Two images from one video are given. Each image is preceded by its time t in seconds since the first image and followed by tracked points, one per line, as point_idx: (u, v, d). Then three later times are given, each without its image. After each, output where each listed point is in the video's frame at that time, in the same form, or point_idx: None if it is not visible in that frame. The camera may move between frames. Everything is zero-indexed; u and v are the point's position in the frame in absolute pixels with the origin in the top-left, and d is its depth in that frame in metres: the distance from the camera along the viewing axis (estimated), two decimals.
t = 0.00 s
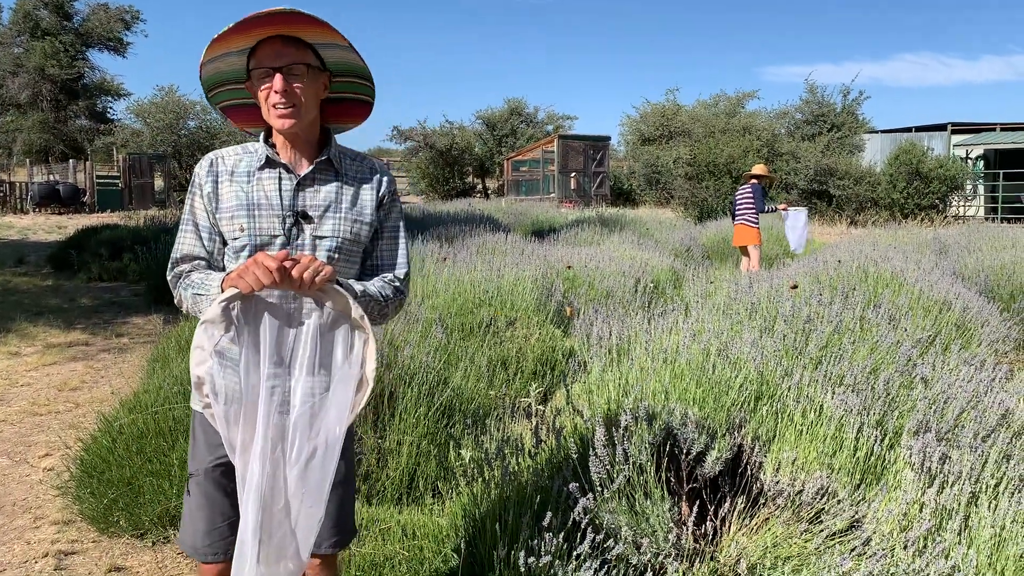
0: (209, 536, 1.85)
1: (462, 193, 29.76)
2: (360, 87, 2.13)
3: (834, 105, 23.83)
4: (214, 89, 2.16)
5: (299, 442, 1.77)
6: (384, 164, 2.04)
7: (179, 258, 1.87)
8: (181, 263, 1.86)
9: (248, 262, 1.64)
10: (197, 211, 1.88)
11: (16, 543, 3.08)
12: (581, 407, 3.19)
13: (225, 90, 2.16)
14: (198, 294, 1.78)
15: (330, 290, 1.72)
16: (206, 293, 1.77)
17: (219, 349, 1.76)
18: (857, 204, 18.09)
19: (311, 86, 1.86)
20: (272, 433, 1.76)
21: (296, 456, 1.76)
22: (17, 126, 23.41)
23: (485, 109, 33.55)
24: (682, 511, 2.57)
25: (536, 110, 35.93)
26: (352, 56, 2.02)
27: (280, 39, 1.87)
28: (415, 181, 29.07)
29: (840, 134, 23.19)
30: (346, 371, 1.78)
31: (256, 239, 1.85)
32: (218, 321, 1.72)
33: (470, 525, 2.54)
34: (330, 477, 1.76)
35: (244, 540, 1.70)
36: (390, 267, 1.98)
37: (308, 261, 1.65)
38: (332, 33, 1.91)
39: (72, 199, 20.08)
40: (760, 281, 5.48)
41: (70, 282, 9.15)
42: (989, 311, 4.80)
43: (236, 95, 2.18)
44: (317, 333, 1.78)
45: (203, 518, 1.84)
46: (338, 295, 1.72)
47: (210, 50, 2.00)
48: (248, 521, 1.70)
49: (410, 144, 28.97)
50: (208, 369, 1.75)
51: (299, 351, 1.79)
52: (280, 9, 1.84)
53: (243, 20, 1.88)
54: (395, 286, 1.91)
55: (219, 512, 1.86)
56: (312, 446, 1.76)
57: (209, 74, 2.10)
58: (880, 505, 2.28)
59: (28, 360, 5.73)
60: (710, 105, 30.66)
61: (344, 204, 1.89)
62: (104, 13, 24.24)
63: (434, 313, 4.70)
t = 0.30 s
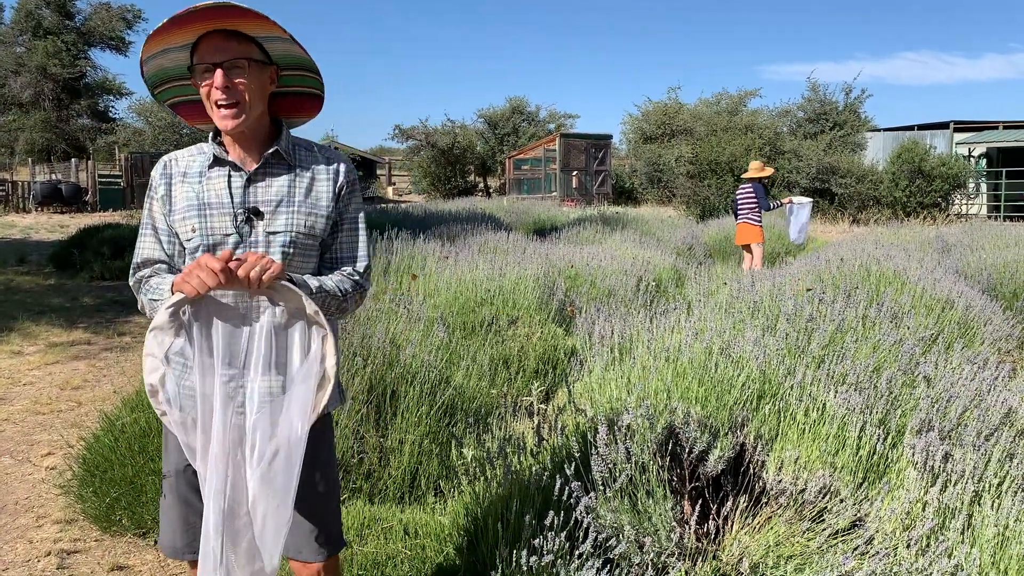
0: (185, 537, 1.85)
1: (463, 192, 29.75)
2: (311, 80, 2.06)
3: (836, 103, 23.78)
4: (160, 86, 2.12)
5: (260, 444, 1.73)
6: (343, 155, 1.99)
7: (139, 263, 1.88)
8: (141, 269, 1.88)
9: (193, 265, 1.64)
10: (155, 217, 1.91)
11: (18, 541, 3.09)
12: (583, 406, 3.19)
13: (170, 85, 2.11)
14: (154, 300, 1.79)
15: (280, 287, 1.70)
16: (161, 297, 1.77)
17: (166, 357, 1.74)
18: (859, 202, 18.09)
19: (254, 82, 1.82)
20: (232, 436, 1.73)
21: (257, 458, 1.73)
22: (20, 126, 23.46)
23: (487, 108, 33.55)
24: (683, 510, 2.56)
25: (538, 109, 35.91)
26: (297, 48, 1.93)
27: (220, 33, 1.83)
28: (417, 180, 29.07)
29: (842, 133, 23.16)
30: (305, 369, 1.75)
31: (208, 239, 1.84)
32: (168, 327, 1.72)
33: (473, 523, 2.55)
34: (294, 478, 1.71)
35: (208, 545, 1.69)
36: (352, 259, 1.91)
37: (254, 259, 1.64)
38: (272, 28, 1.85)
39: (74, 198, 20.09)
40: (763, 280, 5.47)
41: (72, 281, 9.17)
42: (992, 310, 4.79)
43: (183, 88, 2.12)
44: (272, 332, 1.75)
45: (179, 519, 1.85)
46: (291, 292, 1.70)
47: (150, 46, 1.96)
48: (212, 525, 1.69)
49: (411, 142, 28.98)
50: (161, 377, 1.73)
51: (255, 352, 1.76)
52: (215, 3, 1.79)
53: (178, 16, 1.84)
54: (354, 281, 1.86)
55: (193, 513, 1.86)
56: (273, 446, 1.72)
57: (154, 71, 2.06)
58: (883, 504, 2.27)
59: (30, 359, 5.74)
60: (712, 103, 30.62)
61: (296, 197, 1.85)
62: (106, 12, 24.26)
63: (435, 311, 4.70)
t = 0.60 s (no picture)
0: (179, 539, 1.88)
1: (469, 195, 29.79)
2: (285, 85, 2.08)
3: (843, 106, 23.71)
4: (129, 97, 2.11)
5: (245, 451, 1.72)
6: (323, 152, 1.96)
7: (125, 277, 1.91)
8: (127, 282, 1.91)
9: (171, 272, 1.63)
10: (138, 231, 1.93)
11: (27, 543, 3.11)
12: (590, 410, 3.20)
13: (135, 97, 2.10)
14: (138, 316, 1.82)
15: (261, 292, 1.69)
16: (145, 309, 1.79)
17: (147, 365, 1.73)
18: (866, 206, 17.93)
19: (227, 92, 1.81)
20: (217, 443, 1.73)
21: (243, 464, 1.72)
22: (29, 128, 23.61)
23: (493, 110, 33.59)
24: (691, 513, 2.57)
25: (544, 112, 35.93)
26: (270, 56, 1.95)
27: (191, 43, 1.82)
28: (423, 182, 29.14)
29: (849, 136, 23.09)
30: (290, 374, 1.74)
31: (189, 253, 1.86)
32: (149, 335, 1.70)
33: (481, 526, 2.57)
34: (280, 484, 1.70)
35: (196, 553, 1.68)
36: (336, 261, 1.92)
37: (233, 264, 1.63)
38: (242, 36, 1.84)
39: (82, 200, 20.20)
40: (769, 283, 5.46)
41: (80, 283, 9.22)
42: (1000, 314, 4.77)
43: (150, 99, 2.12)
44: (256, 337, 1.75)
45: (173, 521, 1.88)
46: (272, 296, 1.69)
47: (119, 59, 1.94)
48: (197, 531, 1.69)
49: (418, 145, 29.05)
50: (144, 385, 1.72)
51: (239, 358, 1.75)
52: (185, 15, 1.78)
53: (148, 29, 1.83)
54: (339, 282, 1.87)
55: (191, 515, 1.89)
56: (259, 451, 1.71)
57: (122, 82, 2.05)
58: (891, 509, 2.27)
59: (38, 361, 5.78)
60: (718, 106, 30.58)
61: (275, 206, 1.85)
62: (115, 15, 24.42)
63: (442, 314, 4.72)
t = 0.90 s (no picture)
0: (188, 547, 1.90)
1: (477, 201, 29.87)
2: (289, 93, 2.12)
3: (852, 112, 23.62)
4: (135, 103, 2.14)
5: (252, 457, 1.74)
6: (326, 158, 1.99)
7: (128, 284, 1.92)
8: (131, 288, 1.92)
9: (179, 280, 1.67)
10: (140, 237, 1.93)
11: (37, 547, 3.15)
12: (598, 417, 3.21)
13: (142, 103, 2.13)
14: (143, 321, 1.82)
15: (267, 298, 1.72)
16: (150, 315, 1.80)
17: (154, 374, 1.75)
18: (875, 212, 17.96)
19: (234, 99, 1.85)
20: (225, 450, 1.74)
21: (251, 470, 1.73)
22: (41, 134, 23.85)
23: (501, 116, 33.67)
24: (699, 520, 2.57)
25: (552, 118, 35.99)
26: (277, 63, 2.00)
27: (197, 51, 1.85)
28: (431, 188, 29.24)
29: (858, 142, 23.01)
30: (298, 381, 1.76)
31: (194, 259, 1.87)
32: (157, 343, 1.73)
33: (489, 533, 2.58)
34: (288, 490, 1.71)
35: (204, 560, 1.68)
36: (339, 266, 1.95)
37: (239, 271, 1.66)
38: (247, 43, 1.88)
39: (92, 205, 20.38)
40: (777, 290, 5.45)
41: (91, 288, 9.30)
42: (1010, 321, 4.74)
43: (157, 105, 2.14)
44: (262, 344, 1.77)
45: (181, 530, 1.89)
46: (279, 303, 1.72)
47: (125, 66, 1.97)
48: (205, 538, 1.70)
49: (426, 151, 29.15)
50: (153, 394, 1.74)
51: (246, 367, 1.77)
52: (191, 23, 1.81)
53: (154, 37, 1.86)
54: (344, 287, 1.91)
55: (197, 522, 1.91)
56: (267, 458, 1.73)
57: (129, 88, 2.08)
58: (900, 516, 2.27)
59: (49, 365, 5.84)
60: (727, 112, 30.55)
61: (280, 212, 1.88)
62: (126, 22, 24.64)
63: (450, 320, 4.74)
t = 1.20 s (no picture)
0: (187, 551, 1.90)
1: (482, 206, 29.93)
2: (298, 103, 2.14)
3: (858, 118, 23.56)
4: (144, 111, 2.16)
5: (259, 462, 1.75)
6: (331, 169, 2.02)
7: (128, 285, 1.92)
8: (130, 290, 1.91)
9: (186, 286, 1.66)
10: (142, 240, 1.93)
11: (43, 551, 3.16)
12: (602, 422, 3.21)
13: (152, 111, 2.15)
14: (144, 323, 1.82)
15: (274, 305, 1.74)
16: (152, 319, 1.80)
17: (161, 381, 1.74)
18: (880, 217, 17.85)
19: (246, 107, 1.88)
20: (232, 456, 1.76)
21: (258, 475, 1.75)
22: (48, 139, 24.02)
23: (506, 122, 33.74)
24: (705, 527, 2.57)
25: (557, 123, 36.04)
26: (290, 72, 2.03)
27: (209, 58, 1.88)
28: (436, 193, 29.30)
29: (863, 147, 22.95)
30: (305, 387, 1.78)
31: (198, 264, 1.88)
32: (163, 350, 1.72)
33: (494, 538, 2.58)
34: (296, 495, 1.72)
35: (211, 566, 1.68)
36: (341, 276, 1.97)
37: (248, 278, 1.67)
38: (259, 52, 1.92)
39: (99, 210, 20.50)
40: (782, 296, 5.44)
41: (97, 293, 9.35)
42: (1016, 327, 4.72)
43: (166, 115, 2.16)
44: (269, 350, 1.79)
45: (180, 535, 1.90)
46: (286, 309, 1.74)
47: (137, 74, 1.99)
48: (213, 544, 1.69)
49: (431, 157, 29.23)
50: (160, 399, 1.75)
51: (252, 374, 1.79)
52: (204, 31, 1.84)
53: (166, 46, 1.88)
54: (345, 296, 1.94)
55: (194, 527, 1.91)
56: (275, 462, 1.74)
57: (139, 96, 2.10)
58: (906, 523, 2.26)
59: (55, 370, 5.87)
60: (732, 117, 30.54)
61: (286, 221, 1.90)
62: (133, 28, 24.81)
63: (455, 326, 4.75)
